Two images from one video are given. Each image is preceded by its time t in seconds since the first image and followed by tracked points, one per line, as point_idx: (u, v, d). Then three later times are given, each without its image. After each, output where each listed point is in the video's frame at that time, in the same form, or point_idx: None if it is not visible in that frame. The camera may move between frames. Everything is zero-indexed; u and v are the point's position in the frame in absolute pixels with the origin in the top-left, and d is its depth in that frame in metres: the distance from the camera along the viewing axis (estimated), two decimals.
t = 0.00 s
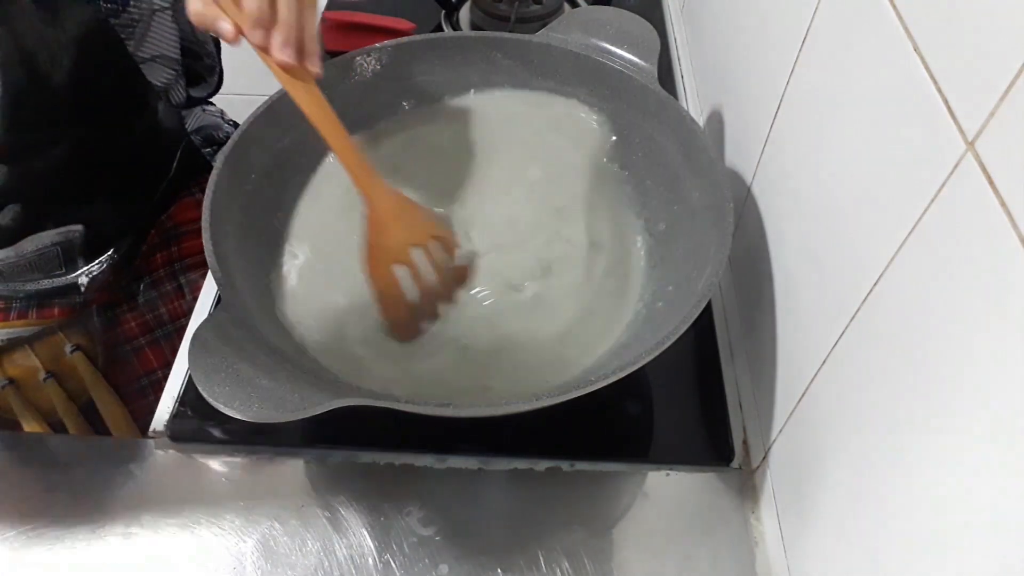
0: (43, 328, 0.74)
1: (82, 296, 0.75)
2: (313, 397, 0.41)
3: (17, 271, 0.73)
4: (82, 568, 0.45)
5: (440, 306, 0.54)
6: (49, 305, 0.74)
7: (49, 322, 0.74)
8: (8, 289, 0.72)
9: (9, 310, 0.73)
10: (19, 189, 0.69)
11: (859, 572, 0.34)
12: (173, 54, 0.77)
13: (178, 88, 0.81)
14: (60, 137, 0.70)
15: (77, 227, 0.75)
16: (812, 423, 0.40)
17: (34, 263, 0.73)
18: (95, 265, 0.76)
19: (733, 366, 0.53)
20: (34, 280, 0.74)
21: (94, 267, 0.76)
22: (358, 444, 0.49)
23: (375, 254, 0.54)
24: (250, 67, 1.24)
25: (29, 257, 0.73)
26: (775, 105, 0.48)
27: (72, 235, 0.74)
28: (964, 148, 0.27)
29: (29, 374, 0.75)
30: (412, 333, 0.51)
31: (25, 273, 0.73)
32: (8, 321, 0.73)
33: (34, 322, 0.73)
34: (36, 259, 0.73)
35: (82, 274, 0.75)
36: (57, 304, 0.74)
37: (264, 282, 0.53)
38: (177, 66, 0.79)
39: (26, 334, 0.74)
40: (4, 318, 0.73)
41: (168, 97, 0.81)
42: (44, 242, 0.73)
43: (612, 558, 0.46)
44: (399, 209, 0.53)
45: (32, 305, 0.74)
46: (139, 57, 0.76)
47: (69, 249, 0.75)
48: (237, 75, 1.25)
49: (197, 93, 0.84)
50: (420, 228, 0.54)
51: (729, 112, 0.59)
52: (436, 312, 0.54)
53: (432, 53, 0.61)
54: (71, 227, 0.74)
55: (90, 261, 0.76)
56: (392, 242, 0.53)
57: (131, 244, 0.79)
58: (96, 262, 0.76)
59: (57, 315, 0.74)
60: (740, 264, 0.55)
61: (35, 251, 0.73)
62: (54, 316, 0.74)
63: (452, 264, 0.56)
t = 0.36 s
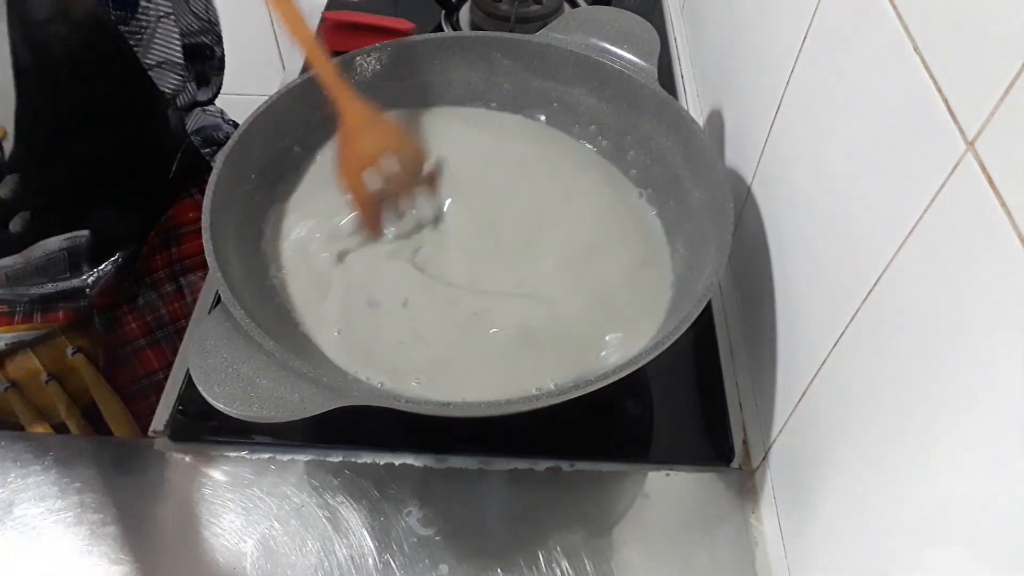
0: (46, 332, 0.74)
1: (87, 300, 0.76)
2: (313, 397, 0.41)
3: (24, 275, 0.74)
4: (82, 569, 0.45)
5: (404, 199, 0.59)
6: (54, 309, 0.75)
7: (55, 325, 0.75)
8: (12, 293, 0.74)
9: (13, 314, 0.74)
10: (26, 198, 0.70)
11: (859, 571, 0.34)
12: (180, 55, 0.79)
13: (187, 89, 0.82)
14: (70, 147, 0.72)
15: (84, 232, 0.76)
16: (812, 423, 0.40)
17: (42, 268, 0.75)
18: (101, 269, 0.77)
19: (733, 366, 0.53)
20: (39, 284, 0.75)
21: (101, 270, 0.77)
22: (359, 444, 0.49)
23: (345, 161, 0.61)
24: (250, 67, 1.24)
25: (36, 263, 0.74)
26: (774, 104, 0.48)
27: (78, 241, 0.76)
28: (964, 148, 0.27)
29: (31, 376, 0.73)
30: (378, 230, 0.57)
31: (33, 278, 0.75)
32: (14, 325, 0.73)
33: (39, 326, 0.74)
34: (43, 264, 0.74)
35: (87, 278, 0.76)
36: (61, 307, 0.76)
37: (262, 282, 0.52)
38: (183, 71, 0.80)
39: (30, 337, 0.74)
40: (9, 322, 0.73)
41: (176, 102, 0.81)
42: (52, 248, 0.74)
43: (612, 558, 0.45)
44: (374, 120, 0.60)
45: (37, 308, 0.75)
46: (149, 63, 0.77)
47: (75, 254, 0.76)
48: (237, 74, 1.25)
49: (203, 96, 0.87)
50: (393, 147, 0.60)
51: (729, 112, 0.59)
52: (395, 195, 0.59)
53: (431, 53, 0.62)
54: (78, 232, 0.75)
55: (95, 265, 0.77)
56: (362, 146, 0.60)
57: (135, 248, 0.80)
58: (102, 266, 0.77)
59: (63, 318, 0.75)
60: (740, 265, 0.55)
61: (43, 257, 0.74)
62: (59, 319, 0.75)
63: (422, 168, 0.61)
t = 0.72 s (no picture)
0: (55, 333, 0.76)
1: (97, 301, 0.78)
2: (313, 396, 0.41)
3: (37, 279, 0.74)
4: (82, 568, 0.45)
5: (546, 227, 0.58)
6: (63, 311, 0.76)
7: (65, 327, 0.76)
8: (21, 296, 0.73)
9: (22, 316, 0.74)
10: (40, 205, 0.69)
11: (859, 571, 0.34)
12: (187, 59, 0.80)
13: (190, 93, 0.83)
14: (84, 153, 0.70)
15: (96, 237, 0.75)
16: (812, 424, 0.40)
17: (55, 272, 0.75)
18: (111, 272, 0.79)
19: (733, 366, 0.53)
20: (48, 287, 0.75)
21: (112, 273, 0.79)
22: (359, 444, 0.49)
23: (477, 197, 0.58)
24: (249, 67, 1.24)
25: (50, 269, 0.74)
26: (774, 105, 0.48)
27: (91, 246, 0.75)
28: (964, 148, 0.27)
29: (40, 376, 0.76)
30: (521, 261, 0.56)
31: (44, 282, 0.75)
32: (23, 328, 0.74)
33: (50, 328, 0.75)
34: (57, 269, 0.74)
35: (98, 282, 0.78)
36: (71, 309, 0.77)
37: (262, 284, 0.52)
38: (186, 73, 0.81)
39: (39, 339, 0.75)
40: (19, 324, 0.73)
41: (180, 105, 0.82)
42: (65, 253, 0.74)
43: (611, 558, 0.45)
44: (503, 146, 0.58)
45: (45, 310, 0.75)
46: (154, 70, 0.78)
47: (87, 258, 0.76)
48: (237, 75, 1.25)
49: (205, 90, 0.86)
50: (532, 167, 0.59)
51: (729, 112, 0.59)
52: (552, 224, 0.59)
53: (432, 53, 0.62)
54: (90, 237, 0.75)
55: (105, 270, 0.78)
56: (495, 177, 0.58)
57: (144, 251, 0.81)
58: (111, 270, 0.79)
59: (73, 321, 0.76)
60: (740, 266, 0.55)
61: (57, 262, 0.74)
62: (69, 321, 0.76)
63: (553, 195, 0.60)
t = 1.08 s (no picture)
0: (54, 336, 0.76)
1: (95, 304, 0.78)
2: (313, 397, 0.41)
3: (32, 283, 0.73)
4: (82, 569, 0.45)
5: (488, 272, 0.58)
6: (62, 313, 0.76)
7: (65, 330, 0.76)
8: (18, 301, 0.72)
9: (21, 321, 0.73)
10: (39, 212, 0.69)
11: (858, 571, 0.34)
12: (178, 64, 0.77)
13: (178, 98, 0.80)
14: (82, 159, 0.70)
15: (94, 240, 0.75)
16: (811, 424, 0.40)
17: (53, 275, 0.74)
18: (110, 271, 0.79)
19: (733, 366, 0.53)
20: (45, 289, 0.74)
21: (108, 274, 0.79)
22: (359, 444, 0.49)
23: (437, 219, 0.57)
24: (249, 67, 1.24)
25: (48, 272, 0.73)
26: (775, 105, 0.48)
27: (88, 249, 0.75)
28: (963, 148, 0.27)
29: (41, 380, 0.76)
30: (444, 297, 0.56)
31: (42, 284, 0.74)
32: (23, 332, 0.73)
33: (49, 331, 0.75)
34: (55, 272, 0.74)
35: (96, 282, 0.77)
36: (69, 312, 0.76)
37: (262, 284, 0.52)
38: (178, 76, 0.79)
39: (39, 343, 0.75)
40: (19, 329, 0.73)
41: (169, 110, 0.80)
42: (63, 257, 0.74)
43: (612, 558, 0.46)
44: (486, 186, 0.57)
45: (44, 312, 0.75)
46: (147, 80, 0.75)
47: (84, 260, 0.76)
48: (237, 75, 1.25)
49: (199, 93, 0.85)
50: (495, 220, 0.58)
51: (729, 112, 0.59)
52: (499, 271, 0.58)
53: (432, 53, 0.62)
54: (88, 240, 0.75)
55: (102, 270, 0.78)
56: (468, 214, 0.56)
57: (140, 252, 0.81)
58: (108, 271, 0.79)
59: (72, 323, 0.76)
60: (740, 266, 0.55)
61: (55, 266, 0.73)
62: (67, 324, 0.76)
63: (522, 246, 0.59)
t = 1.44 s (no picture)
0: (46, 330, 0.75)
1: (86, 297, 0.76)
2: (313, 396, 0.41)
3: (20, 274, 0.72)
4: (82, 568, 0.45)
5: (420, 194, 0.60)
6: (53, 307, 0.75)
7: (55, 323, 0.75)
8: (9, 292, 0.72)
9: (13, 313, 0.73)
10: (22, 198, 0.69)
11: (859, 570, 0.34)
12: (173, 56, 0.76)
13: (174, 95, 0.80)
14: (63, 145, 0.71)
15: (82, 230, 0.75)
16: (811, 423, 0.40)
17: (41, 266, 0.73)
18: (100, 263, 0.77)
19: (733, 366, 0.53)
20: (37, 282, 0.73)
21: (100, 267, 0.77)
22: (359, 444, 0.49)
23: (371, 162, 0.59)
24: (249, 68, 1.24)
25: (36, 262, 0.73)
26: (774, 105, 0.48)
27: (77, 239, 0.75)
28: (964, 148, 0.27)
29: (34, 376, 0.75)
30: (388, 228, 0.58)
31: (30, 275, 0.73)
32: (15, 325, 0.73)
33: (39, 324, 0.74)
34: (43, 263, 0.73)
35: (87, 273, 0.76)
36: (61, 305, 0.75)
37: (262, 285, 0.52)
38: (177, 72, 0.79)
39: (31, 336, 0.74)
40: (10, 321, 0.73)
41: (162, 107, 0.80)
42: (51, 247, 0.73)
43: (611, 558, 0.45)
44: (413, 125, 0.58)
45: (36, 306, 0.74)
46: (141, 70, 0.75)
47: (74, 252, 0.75)
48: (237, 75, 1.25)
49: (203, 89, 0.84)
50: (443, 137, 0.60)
51: (729, 112, 0.59)
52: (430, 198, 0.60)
53: (432, 53, 0.62)
54: (76, 231, 0.75)
55: (93, 262, 0.77)
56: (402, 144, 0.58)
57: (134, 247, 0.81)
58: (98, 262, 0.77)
59: (63, 316, 0.75)
60: (740, 266, 0.55)
61: (42, 256, 0.73)
62: (59, 317, 0.75)
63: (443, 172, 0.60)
